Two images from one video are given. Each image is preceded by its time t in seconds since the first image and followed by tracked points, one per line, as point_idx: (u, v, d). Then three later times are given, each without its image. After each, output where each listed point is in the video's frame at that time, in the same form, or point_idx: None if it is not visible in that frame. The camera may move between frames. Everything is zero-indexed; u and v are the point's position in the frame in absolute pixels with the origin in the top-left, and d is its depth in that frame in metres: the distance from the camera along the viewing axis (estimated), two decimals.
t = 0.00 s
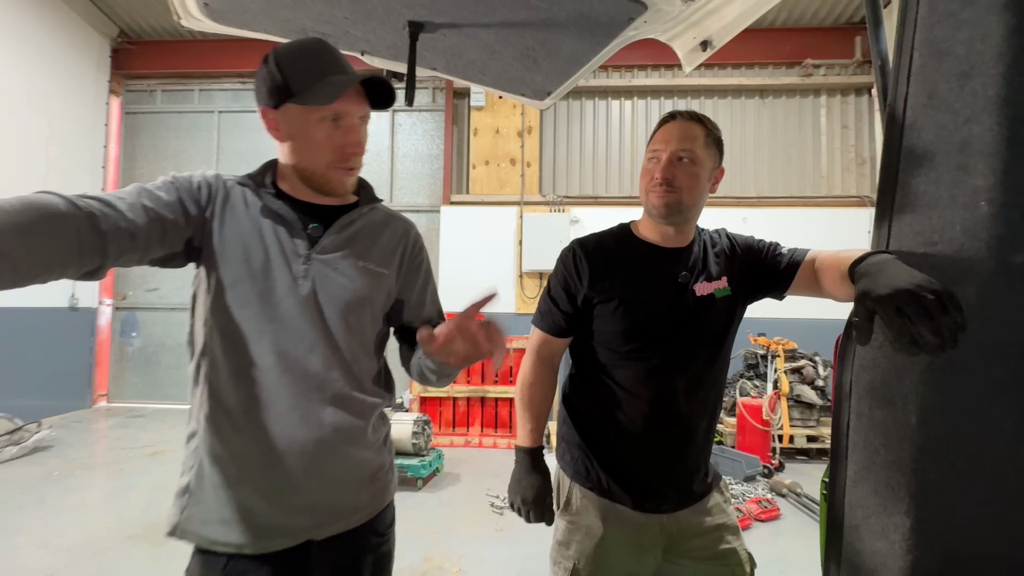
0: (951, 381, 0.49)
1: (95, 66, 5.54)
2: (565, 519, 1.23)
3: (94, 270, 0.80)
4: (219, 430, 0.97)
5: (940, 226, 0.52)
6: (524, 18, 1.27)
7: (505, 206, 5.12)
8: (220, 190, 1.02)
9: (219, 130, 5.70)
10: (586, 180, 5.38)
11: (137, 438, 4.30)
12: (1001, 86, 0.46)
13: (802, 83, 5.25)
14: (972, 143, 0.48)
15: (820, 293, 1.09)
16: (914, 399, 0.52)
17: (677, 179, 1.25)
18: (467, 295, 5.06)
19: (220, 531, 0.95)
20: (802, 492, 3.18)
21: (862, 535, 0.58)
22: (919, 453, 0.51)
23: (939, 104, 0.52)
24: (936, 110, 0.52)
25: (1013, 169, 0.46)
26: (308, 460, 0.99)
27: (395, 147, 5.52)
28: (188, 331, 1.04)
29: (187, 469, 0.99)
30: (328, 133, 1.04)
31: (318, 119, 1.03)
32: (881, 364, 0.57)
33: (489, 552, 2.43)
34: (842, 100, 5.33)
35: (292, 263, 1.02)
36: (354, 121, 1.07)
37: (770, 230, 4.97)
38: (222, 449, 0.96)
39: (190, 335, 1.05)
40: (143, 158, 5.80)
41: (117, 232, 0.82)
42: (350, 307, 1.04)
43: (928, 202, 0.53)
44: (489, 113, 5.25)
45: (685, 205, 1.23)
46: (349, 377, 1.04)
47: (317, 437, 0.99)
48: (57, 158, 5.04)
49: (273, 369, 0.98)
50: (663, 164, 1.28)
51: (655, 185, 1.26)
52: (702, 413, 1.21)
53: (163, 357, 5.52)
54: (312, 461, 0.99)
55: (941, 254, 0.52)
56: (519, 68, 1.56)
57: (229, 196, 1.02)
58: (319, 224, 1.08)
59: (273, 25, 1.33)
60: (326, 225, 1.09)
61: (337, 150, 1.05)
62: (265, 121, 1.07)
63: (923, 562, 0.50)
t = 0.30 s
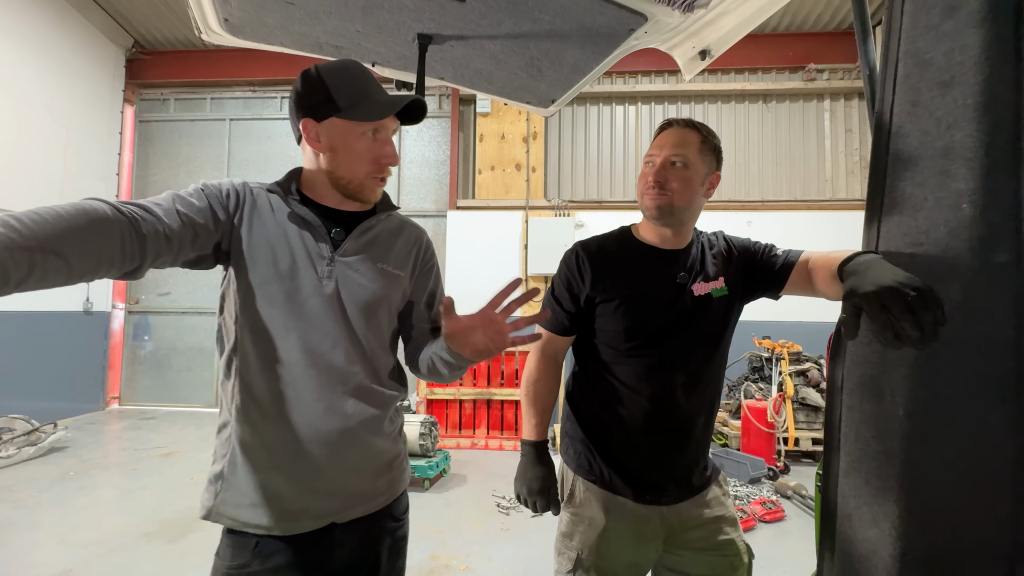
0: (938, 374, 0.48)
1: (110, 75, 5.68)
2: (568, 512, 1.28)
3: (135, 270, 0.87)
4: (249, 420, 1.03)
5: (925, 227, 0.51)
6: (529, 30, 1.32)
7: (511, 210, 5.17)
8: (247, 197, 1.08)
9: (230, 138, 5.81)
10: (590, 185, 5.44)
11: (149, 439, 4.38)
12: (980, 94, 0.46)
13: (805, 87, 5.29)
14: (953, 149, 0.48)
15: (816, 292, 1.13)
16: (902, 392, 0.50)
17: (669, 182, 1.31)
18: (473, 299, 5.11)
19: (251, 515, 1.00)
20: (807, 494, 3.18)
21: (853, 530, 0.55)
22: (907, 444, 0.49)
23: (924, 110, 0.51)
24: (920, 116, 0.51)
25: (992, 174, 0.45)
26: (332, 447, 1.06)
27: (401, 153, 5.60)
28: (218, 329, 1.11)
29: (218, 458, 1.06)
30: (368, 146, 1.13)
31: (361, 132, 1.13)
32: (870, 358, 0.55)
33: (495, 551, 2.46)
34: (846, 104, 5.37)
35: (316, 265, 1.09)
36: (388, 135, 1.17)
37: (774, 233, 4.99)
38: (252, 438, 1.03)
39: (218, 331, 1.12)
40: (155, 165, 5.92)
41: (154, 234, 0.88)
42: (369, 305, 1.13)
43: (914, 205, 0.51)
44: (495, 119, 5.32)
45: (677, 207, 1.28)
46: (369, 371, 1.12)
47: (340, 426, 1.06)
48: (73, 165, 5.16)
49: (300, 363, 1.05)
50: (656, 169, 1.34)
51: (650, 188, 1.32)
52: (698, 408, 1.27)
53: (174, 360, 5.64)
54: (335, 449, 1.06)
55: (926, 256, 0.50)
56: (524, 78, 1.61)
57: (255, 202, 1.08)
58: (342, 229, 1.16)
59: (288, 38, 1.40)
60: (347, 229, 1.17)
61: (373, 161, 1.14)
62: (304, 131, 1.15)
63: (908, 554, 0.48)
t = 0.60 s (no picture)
0: (933, 370, 0.48)
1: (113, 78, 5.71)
2: (572, 507, 1.31)
3: (156, 268, 0.89)
4: (263, 415, 1.06)
5: (918, 227, 0.52)
6: (531, 34, 1.34)
7: (512, 212, 5.20)
8: (263, 199, 1.11)
9: (232, 140, 5.85)
10: (591, 187, 5.47)
11: (151, 440, 4.39)
12: (969, 98, 0.47)
13: (804, 90, 5.34)
14: (944, 152, 0.49)
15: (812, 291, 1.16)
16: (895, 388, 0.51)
17: (664, 182, 1.34)
18: (474, 300, 5.13)
19: (266, 507, 1.03)
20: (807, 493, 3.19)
21: (848, 521, 0.56)
22: (901, 440, 0.50)
23: (916, 115, 0.52)
24: (912, 121, 0.52)
25: (983, 175, 0.46)
26: (343, 442, 1.09)
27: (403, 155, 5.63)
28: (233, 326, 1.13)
29: (233, 452, 1.08)
30: (383, 152, 1.16)
31: (376, 140, 1.16)
32: (864, 355, 0.57)
33: (498, 549, 2.48)
34: (844, 106, 5.41)
35: (329, 265, 1.11)
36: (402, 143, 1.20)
37: (773, 234, 5.01)
38: (266, 432, 1.06)
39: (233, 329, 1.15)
40: (158, 168, 5.95)
41: (176, 234, 0.91)
42: (380, 304, 1.16)
43: (907, 206, 0.53)
44: (495, 121, 5.35)
45: (673, 207, 1.31)
46: (379, 368, 1.15)
47: (352, 421, 1.09)
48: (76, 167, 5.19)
49: (313, 361, 1.07)
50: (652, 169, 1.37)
51: (647, 188, 1.35)
52: (699, 406, 1.30)
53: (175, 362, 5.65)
54: (346, 444, 1.09)
55: (918, 255, 0.51)
56: (526, 81, 1.64)
57: (271, 204, 1.11)
58: (353, 230, 1.18)
59: (295, 43, 1.42)
60: (359, 231, 1.20)
61: (388, 168, 1.17)
62: (322, 136, 1.17)
63: (902, 546, 0.49)
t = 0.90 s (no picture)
0: (931, 371, 0.52)
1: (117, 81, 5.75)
2: (573, 509, 1.32)
3: (166, 272, 0.90)
4: (269, 417, 1.07)
5: (916, 231, 0.54)
6: (533, 39, 1.35)
7: (513, 214, 5.22)
8: (270, 204, 1.12)
9: (235, 142, 5.89)
10: (592, 188, 5.48)
11: (154, 441, 4.41)
12: (967, 104, 0.50)
13: (804, 91, 5.35)
14: (943, 156, 0.52)
15: (812, 295, 1.17)
16: (894, 389, 0.54)
17: (663, 186, 1.35)
18: (475, 302, 5.15)
19: (271, 507, 1.04)
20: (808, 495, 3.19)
21: (848, 523, 0.58)
22: (900, 440, 0.53)
23: (914, 120, 0.54)
24: (911, 126, 0.55)
25: (980, 180, 0.50)
26: (348, 443, 1.10)
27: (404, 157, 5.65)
28: (239, 328, 1.15)
29: (239, 453, 1.10)
30: (388, 158, 1.17)
31: (381, 146, 1.17)
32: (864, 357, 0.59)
33: (499, 550, 2.49)
34: (845, 107, 5.42)
35: (335, 269, 1.13)
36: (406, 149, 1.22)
37: (774, 235, 5.02)
38: (272, 433, 1.07)
39: (239, 331, 1.16)
40: (161, 170, 5.98)
41: (185, 238, 0.92)
42: (384, 308, 1.17)
43: (906, 210, 0.55)
44: (496, 123, 5.37)
45: (672, 210, 1.32)
46: (383, 370, 1.17)
47: (356, 423, 1.11)
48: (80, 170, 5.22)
49: (318, 363, 1.08)
50: (651, 174, 1.38)
51: (646, 192, 1.36)
52: (700, 408, 1.31)
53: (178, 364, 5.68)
54: (350, 445, 1.10)
55: (917, 259, 0.54)
56: (527, 85, 1.65)
57: (278, 209, 1.13)
58: (358, 235, 1.20)
59: (299, 48, 1.44)
60: (364, 235, 1.22)
61: (393, 173, 1.19)
62: (329, 142, 1.18)
63: (903, 546, 0.53)
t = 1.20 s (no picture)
0: (931, 371, 0.51)
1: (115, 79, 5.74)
2: (572, 507, 1.32)
3: (160, 271, 0.90)
4: (266, 416, 1.07)
5: (917, 229, 0.54)
6: (531, 36, 1.35)
7: (512, 212, 5.21)
8: (266, 203, 1.12)
9: (234, 140, 5.88)
10: (591, 187, 5.47)
11: (153, 440, 4.41)
12: (967, 100, 0.49)
13: (804, 89, 5.34)
14: (943, 154, 0.51)
15: (811, 292, 1.16)
16: (894, 388, 0.54)
17: (662, 184, 1.34)
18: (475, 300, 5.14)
19: (269, 506, 1.04)
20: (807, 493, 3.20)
21: (847, 522, 0.58)
22: (899, 439, 0.53)
23: (915, 117, 0.54)
24: (912, 123, 0.54)
25: (979, 176, 0.49)
26: (345, 442, 1.09)
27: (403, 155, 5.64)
28: (235, 327, 1.14)
29: (236, 452, 1.09)
30: (381, 152, 1.17)
31: (373, 140, 1.17)
32: (864, 356, 0.59)
33: (499, 549, 2.49)
34: (845, 105, 5.40)
35: (332, 268, 1.12)
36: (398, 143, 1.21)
37: (774, 233, 5.01)
38: (269, 433, 1.06)
39: (236, 330, 1.16)
40: (159, 168, 5.97)
41: (180, 237, 0.91)
42: (382, 306, 1.17)
43: (906, 208, 0.55)
44: (496, 121, 5.35)
45: (671, 208, 1.31)
46: (380, 369, 1.17)
47: (353, 423, 1.10)
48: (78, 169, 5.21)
49: (315, 362, 1.08)
50: (650, 172, 1.38)
51: (645, 191, 1.35)
52: (699, 406, 1.30)
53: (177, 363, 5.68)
54: (348, 444, 1.10)
55: (918, 257, 0.54)
56: (526, 82, 1.65)
57: (274, 208, 1.12)
58: (355, 233, 1.20)
59: (296, 45, 1.43)
60: (361, 233, 1.22)
61: (386, 168, 1.18)
62: (322, 137, 1.19)
63: (901, 546, 0.52)
